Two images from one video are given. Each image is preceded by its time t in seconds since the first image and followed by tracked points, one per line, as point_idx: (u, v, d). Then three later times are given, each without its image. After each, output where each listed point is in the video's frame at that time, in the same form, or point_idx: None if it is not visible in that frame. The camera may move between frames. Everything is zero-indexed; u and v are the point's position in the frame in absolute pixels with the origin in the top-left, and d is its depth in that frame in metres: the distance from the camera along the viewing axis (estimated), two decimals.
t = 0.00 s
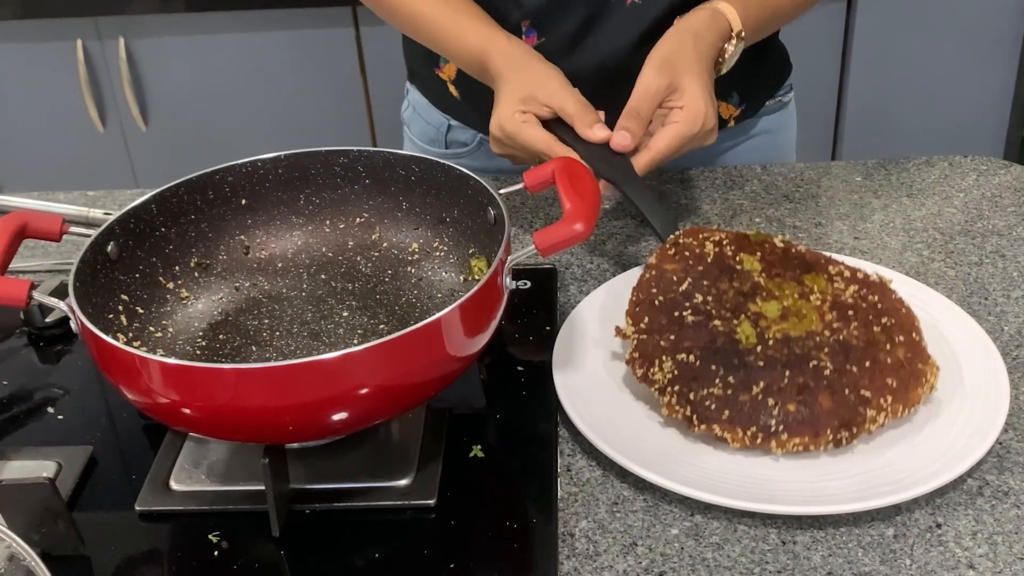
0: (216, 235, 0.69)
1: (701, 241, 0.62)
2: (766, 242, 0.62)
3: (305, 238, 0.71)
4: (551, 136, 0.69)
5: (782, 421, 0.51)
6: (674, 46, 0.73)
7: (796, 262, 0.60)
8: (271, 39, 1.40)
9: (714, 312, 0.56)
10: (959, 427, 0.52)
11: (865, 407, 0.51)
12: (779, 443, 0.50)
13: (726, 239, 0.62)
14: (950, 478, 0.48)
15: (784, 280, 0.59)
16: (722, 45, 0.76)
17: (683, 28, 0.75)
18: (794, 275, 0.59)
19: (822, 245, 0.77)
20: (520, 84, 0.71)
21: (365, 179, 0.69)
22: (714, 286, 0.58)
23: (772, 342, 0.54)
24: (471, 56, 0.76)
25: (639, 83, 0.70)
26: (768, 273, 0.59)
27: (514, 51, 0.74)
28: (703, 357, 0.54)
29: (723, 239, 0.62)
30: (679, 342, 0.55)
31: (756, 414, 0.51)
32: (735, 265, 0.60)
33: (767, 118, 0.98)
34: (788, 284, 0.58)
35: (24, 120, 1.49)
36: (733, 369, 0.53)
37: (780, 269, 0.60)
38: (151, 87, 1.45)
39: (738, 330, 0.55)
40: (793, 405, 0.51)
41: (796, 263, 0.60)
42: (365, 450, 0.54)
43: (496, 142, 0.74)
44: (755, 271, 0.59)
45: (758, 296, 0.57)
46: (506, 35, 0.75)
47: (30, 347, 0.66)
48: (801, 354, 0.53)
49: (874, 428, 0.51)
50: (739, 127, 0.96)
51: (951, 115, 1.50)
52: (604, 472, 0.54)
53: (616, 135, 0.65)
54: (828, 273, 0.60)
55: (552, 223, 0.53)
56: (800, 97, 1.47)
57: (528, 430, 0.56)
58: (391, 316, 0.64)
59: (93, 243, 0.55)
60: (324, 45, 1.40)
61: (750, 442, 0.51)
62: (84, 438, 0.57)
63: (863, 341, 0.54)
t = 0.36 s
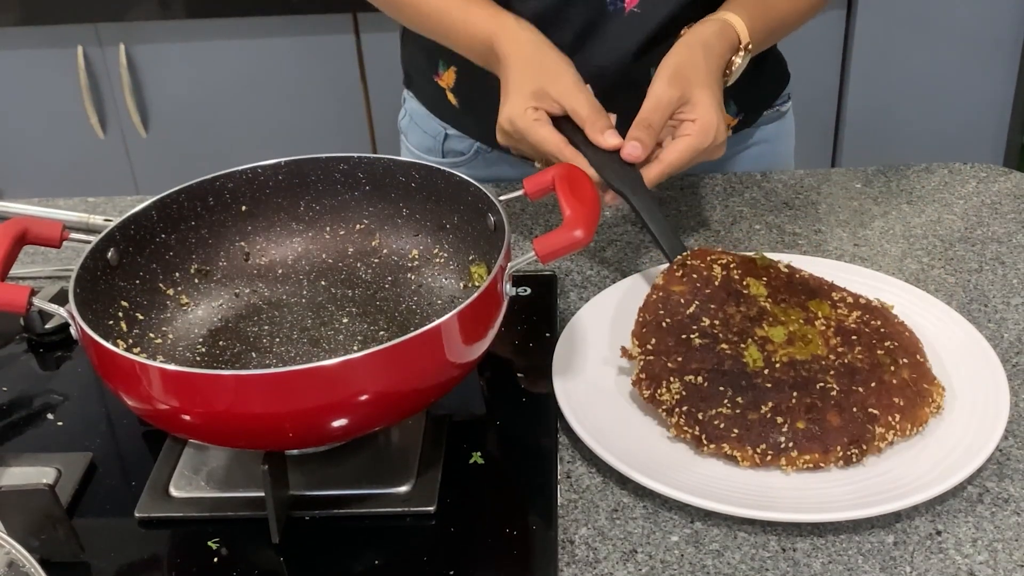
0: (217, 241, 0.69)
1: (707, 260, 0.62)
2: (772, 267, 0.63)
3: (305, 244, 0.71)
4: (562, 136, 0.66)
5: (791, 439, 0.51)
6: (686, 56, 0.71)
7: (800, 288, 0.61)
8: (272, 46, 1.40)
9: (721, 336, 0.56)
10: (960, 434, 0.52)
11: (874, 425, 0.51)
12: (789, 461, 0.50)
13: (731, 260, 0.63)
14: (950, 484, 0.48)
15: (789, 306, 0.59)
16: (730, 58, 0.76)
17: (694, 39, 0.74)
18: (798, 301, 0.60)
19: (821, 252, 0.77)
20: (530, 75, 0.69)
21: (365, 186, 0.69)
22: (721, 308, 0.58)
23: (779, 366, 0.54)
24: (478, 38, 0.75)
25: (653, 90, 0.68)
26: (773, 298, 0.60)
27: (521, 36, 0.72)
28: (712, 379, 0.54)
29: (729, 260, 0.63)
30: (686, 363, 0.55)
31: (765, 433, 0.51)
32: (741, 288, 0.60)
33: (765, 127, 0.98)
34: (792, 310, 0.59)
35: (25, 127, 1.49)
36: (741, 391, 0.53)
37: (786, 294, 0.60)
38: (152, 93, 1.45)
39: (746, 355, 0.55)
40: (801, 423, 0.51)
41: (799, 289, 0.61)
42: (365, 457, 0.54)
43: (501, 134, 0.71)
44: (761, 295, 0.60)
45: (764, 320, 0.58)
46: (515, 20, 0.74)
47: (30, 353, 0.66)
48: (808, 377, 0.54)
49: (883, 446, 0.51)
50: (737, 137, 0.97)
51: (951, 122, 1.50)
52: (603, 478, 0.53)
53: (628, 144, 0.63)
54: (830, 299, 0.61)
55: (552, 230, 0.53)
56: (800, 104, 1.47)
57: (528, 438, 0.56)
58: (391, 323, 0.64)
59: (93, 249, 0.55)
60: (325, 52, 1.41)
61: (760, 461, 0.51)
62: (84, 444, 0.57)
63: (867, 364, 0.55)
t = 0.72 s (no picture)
0: (218, 248, 0.69)
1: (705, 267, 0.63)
2: (769, 274, 0.63)
3: (305, 251, 0.71)
4: (567, 120, 0.64)
5: (790, 444, 0.51)
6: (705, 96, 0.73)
7: (796, 296, 0.62)
8: (272, 53, 1.41)
9: (720, 343, 0.57)
10: (958, 441, 0.52)
11: (872, 431, 0.51)
12: (787, 467, 0.50)
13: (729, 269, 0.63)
14: (949, 492, 0.48)
15: (786, 315, 0.60)
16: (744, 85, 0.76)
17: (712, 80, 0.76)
18: (795, 310, 0.60)
19: (821, 259, 0.77)
20: (534, 53, 0.65)
21: (366, 192, 0.70)
22: (718, 316, 0.59)
23: (777, 373, 0.55)
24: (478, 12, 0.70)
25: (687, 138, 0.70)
26: (770, 307, 0.60)
27: (520, 7, 0.68)
28: (711, 384, 0.54)
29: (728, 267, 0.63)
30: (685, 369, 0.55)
31: (764, 439, 0.51)
32: (740, 297, 0.61)
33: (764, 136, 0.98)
34: (788, 319, 0.59)
35: (26, 134, 1.50)
36: (740, 398, 0.53)
37: (783, 303, 0.61)
38: (153, 100, 1.45)
39: (745, 362, 0.55)
40: (799, 429, 0.51)
41: (796, 298, 0.61)
42: (365, 463, 0.54)
43: (503, 107, 0.68)
44: (757, 303, 0.60)
45: (761, 329, 0.58)
46: None
47: (30, 359, 0.66)
48: (805, 384, 0.54)
49: (880, 452, 0.51)
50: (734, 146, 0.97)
51: (950, 129, 1.50)
52: (603, 485, 0.53)
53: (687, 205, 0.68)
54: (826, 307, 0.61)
55: (552, 236, 0.53)
56: (799, 111, 1.47)
57: (528, 445, 0.56)
58: (391, 329, 0.64)
59: (94, 256, 0.55)
60: (326, 59, 1.41)
61: (758, 467, 0.51)
62: (84, 450, 0.57)
63: (863, 371, 0.55)
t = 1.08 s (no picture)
0: (218, 254, 0.69)
1: (701, 284, 0.64)
2: (764, 289, 0.64)
3: (306, 257, 0.72)
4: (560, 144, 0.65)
5: (790, 449, 0.51)
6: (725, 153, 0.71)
7: (791, 308, 0.62)
8: (273, 60, 1.41)
9: (717, 353, 0.58)
10: (958, 447, 0.52)
11: (871, 436, 0.51)
12: (787, 472, 0.50)
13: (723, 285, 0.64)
14: (949, 498, 0.48)
15: (781, 326, 0.60)
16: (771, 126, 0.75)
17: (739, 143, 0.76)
18: (791, 322, 0.61)
19: (821, 266, 0.77)
20: (527, 77, 0.66)
21: (366, 199, 0.70)
22: (714, 329, 0.60)
23: (774, 381, 0.55)
24: (470, 37, 0.70)
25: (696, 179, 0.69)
26: (765, 320, 0.61)
27: (513, 31, 0.68)
28: (710, 392, 0.55)
29: (722, 284, 0.64)
30: (683, 378, 0.56)
31: (764, 445, 0.51)
32: (735, 310, 0.62)
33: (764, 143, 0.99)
34: (784, 330, 0.60)
35: (27, 140, 1.50)
36: (738, 405, 0.54)
37: (779, 315, 0.61)
38: (154, 107, 1.46)
39: (743, 371, 0.56)
40: (798, 435, 0.52)
41: (791, 310, 0.62)
42: (364, 470, 0.54)
43: (499, 134, 0.69)
44: (752, 315, 0.61)
45: (757, 339, 0.59)
46: (510, 18, 0.70)
47: (30, 365, 0.66)
48: (803, 392, 0.54)
49: (881, 457, 0.51)
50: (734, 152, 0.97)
51: (950, 136, 1.51)
52: (603, 492, 0.53)
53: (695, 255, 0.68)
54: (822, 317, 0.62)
55: (552, 243, 0.53)
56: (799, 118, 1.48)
57: (528, 451, 0.56)
58: (391, 336, 0.64)
59: (94, 262, 0.55)
60: (326, 66, 1.41)
61: (758, 473, 0.51)
62: (83, 456, 0.57)
63: (860, 378, 0.56)
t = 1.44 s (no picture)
0: (218, 259, 0.69)
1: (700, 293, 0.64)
2: (763, 295, 0.64)
3: (306, 263, 0.72)
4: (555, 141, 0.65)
5: (790, 455, 0.51)
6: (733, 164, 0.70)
7: (790, 314, 0.62)
8: (273, 66, 1.41)
9: (716, 359, 0.58)
10: (958, 452, 0.52)
11: (871, 442, 0.51)
12: (788, 477, 0.50)
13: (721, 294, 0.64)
14: (949, 505, 0.48)
15: (781, 333, 0.61)
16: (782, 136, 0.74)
17: (750, 150, 0.76)
18: (791, 328, 0.61)
19: (820, 272, 0.77)
20: (523, 76, 0.66)
21: (366, 205, 0.70)
22: (714, 335, 0.60)
23: (774, 387, 0.55)
24: (467, 39, 0.71)
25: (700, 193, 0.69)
26: (765, 326, 0.61)
27: (510, 31, 0.68)
28: (710, 398, 0.55)
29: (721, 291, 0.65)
30: (683, 384, 0.56)
31: (764, 450, 0.51)
32: (734, 317, 0.62)
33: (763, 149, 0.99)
34: (783, 336, 0.60)
35: (28, 145, 1.50)
36: (739, 411, 0.54)
37: (778, 322, 0.62)
38: (154, 112, 1.46)
39: (743, 377, 0.56)
40: (798, 440, 0.52)
41: (791, 316, 0.62)
42: (364, 476, 0.54)
43: (495, 130, 0.69)
44: (752, 321, 0.61)
45: (757, 345, 0.59)
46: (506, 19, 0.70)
47: (30, 370, 0.66)
48: (803, 398, 0.54)
49: (880, 462, 0.51)
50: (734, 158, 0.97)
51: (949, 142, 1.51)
52: (603, 497, 0.53)
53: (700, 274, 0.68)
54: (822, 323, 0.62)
55: (553, 248, 0.53)
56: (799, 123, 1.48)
57: (527, 457, 0.56)
58: (391, 341, 0.64)
59: (94, 267, 0.55)
60: (327, 71, 1.42)
61: (758, 478, 0.50)
62: (83, 461, 0.57)
63: (860, 385, 0.56)
